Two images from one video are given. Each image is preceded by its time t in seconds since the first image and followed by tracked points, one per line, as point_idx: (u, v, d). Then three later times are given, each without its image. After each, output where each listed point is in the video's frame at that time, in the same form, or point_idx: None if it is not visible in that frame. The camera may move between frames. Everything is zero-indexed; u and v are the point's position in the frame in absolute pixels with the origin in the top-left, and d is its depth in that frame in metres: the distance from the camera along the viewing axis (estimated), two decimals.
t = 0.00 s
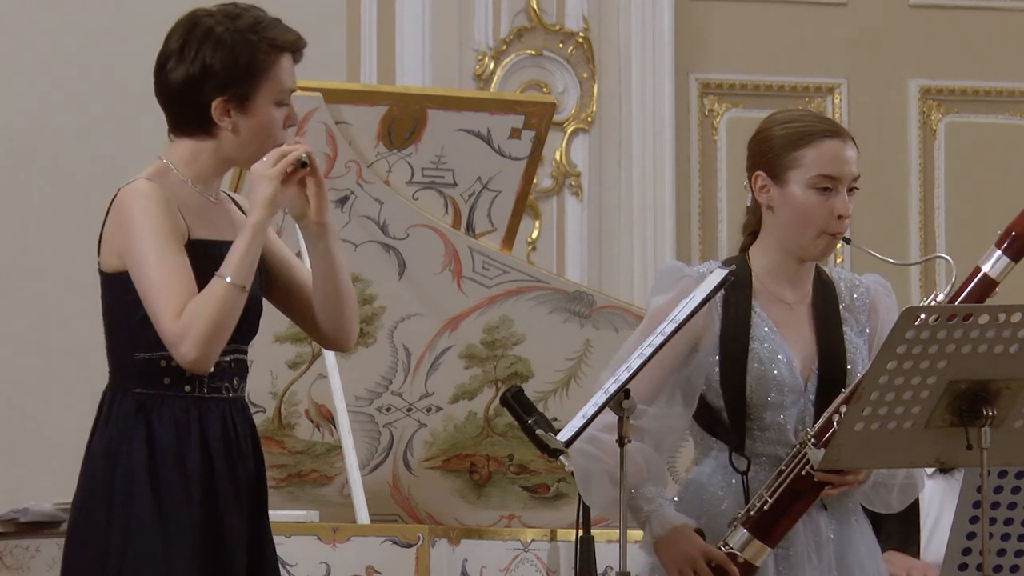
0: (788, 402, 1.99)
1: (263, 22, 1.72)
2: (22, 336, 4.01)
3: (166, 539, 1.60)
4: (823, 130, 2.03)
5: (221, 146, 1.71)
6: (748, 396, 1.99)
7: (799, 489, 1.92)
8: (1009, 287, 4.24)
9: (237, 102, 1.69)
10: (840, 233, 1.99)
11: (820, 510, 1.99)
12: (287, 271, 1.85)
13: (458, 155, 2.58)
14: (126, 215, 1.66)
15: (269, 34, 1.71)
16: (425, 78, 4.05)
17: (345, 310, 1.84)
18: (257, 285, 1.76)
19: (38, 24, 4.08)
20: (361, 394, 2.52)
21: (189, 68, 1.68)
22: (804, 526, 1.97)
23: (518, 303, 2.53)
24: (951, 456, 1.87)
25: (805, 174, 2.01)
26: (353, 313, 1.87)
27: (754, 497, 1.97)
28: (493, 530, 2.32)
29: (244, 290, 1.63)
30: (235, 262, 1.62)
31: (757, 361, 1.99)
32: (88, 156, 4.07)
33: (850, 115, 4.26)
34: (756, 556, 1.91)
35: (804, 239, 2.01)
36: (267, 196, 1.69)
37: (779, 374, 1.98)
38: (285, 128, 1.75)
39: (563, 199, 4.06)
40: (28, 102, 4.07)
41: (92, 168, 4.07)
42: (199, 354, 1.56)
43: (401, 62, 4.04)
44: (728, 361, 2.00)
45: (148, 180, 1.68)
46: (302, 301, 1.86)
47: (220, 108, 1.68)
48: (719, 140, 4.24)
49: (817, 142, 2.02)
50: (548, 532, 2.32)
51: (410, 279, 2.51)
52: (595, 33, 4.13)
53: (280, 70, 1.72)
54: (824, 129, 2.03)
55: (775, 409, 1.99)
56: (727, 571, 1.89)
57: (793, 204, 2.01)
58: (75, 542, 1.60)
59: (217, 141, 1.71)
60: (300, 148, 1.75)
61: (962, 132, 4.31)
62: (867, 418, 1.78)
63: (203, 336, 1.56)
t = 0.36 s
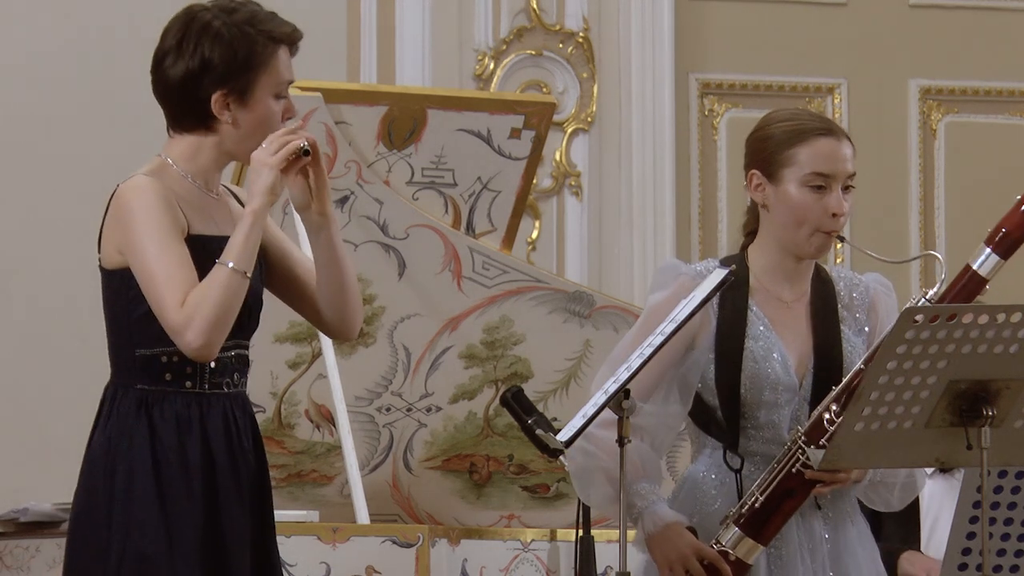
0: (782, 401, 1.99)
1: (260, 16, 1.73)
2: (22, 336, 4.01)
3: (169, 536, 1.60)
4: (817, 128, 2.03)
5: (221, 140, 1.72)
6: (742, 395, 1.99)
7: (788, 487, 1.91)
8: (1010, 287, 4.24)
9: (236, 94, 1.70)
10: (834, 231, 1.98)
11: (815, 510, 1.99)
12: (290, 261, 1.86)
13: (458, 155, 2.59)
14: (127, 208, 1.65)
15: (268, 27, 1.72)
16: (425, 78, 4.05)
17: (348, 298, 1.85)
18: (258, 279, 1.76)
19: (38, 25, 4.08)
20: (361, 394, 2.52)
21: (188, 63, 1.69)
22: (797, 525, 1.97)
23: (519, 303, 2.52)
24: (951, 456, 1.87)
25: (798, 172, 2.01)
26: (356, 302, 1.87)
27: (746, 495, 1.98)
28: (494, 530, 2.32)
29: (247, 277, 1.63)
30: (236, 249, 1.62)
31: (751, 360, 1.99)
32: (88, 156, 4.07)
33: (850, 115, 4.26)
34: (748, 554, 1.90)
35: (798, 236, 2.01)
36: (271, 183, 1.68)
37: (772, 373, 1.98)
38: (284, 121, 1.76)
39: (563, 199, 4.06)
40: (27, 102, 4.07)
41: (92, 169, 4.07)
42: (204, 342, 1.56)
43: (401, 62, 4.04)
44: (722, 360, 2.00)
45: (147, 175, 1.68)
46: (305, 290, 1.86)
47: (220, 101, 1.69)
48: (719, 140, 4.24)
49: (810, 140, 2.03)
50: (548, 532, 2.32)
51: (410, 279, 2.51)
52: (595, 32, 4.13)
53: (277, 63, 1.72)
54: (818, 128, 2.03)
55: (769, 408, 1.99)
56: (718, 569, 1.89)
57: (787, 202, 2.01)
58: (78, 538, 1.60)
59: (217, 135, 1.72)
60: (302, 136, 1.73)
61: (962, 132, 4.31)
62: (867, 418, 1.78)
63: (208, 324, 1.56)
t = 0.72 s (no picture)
0: (782, 398, 1.99)
1: (264, 14, 1.75)
2: (22, 335, 4.01)
3: (165, 536, 1.61)
4: (812, 125, 2.04)
5: (227, 139, 1.74)
6: (742, 392, 2.00)
7: (783, 482, 1.90)
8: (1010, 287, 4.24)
9: (238, 93, 1.71)
10: (831, 226, 1.98)
11: (815, 508, 1.99)
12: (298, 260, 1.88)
13: (458, 155, 2.59)
14: (132, 208, 1.66)
15: (271, 24, 1.74)
16: (425, 78, 4.05)
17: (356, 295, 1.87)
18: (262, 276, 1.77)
19: (38, 25, 4.08)
20: (361, 394, 2.52)
21: (192, 62, 1.72)
22: (797, 524, 1.97)
23: (519, 303, 2.52)
24: (951, 456, 1.87)
25: (794, 168, 2.02)
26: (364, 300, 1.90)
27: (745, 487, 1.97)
28: (494, 530, 2.32)
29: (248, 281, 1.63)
30: (237, 254, 1.62)
31: (750, 357, 1.99)
32: (88, 156, 4.07)
33: (850, 115, 4.26)
34: (746, 550, 1.90)
35: (798, 233, 2.01)
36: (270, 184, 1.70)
37: (772, 369, 1.98)
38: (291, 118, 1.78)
39: (563, 199, 4.06)
40: (27, 102, 4.07)
41: (91, 169, 4.06)
42: (204, 346, 1.57)
43: (401, 62, 4.04)
44: (722, 356, 2.01)
45: (152, 175, 1.69)
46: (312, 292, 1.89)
47: (224, 101, 1.71)
48: (719, 140, 4.24)
49: (806, 136, 2.03)
50: (548, 532, 2.32)
51: (410, 279, 2.51)
52: (595, 32, 4.13)
53: (281, 60, 1.74)
54: (814, 124, 2.04)
55: (769, 405, 1.99)
56: (716, 565, 1.90)
57: (785, 199, 2.01)
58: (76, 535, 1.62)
59: (223, 134, 1.74)
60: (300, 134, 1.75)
61: (962, 132, 4.31)
62: (867, 418, 1.78)
63: (207, 327, 1.57)
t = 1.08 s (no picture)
0: (780, 408, 1.99)
1: (322, 54, 1.72)
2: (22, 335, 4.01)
3: (163, 560, 1.62)
4: (832, 137, 2.02)
5: (265, 173, 1.72)
6: (738, 402, 1.99)
7: (778, 498, 1.91)
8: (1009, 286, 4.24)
9: (284, 131, 1.69)
10: (844, 241, 1.97)
11: (808, 521, 1.99)
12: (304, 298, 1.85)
13: (458, 155, 2.59)
14: (163, 228, 1.66)
15: (327, 67, 1.71)
16: (425, 78, 4.05)
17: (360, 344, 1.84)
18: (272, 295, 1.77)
19: (38, 25, 4.08)
20: (362, 394, 2.51)
21: (241, 94, 1.69)
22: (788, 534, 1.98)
23: (519, 303, 2.53)
24: (951, 456, 1.87)
25: (812, 181, 2.00)
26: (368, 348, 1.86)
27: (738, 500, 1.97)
28: (494, 530, 2.32)
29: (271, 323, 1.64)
30: (264, 296, 1.63)
31: (750, 364, 1.99)
32: (88, 156, 4.07)
33: (850, 115, 4.26)
34: (735, 561, 1.91)
35: (809, 245, 2.00)
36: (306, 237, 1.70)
37: (771, 378, 1.98)
38: (332, 161, 1.73)
39: (563, 199, 4.05)
40: (27, 103, 4.07)
41: (91, 169, 4.06)
42: (216, 385, 1.58)
43: (401, 62, 4.04)
44: (722, 359, 2.01)
45: (187, 198, 1.69)
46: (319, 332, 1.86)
47: (267, 137, 1.69)
48: (719, 140, 4.23)
49: (824, 149, 2.01)
50: (548, 532, 2.32)
51: (410, 279, 2.52)
52: (595, 32, 4.13)
53: (331, 104, 1.71)
54: (833, 137, 2.02)
55: (765, 415, 1.99)
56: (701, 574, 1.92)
57: (799, 211, 2.00)
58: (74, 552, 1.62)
59: (262, 168, 1.72)
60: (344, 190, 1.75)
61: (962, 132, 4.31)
62: (867, 418, 1.78)
63: (223, 367, 1.57)
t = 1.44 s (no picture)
0: (787, 415, 2.01)
1: (332, 44, 1.73)
2: (22, 335, 4.01)
3: (196, 557, 1.62)
4: (856, 149, 2.03)
5: (280, 164, 1.72)
6: (748, 406, 2.01)
7: (791, 508, 1.94)
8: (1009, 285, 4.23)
9: (300, 120, 1.69)
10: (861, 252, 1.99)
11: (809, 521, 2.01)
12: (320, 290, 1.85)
13: (458, 155, 2.59)
14: (193, 222, 1.66)
15: (338, 57, 1.72)
16: (425, 78, 4.05)
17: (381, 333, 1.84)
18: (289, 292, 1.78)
19: (38, 25, 4.08)
20: (361, 394, 2.51)
21: (254, 86, 1.69)
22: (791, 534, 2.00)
23: (519, 303, 2.54)
24: (950, 456, 1.87)
25: (832, 190, 2.01)
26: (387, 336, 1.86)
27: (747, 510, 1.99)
28: (493, 530, 2.32)
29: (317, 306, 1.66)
30: (314, 280, 1.65)
31: (762, 370, 2.01)
32: (89, 156, 4.07)
33: (850, 116, 4.26)
34: (743, 565, 1.93)
35: (825, 254, 2.01)
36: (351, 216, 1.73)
37: (782, 386, 2.00)
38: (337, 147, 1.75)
39: (563, 199, 4.05)
40: (27, 103, 4.07)
41: (91, 169, 4.06)
42: (275, 370, 1.59)
43: (401, 62, 4.05)
44: (731, 363, 2.02)
45: (210, 193, 1.68)
46: (335, 320, 1.87)
47: (284, 128, 1.69)
48: (719, 140, 4.23)
49: (848, 159, 2.02)
50: (548, 532, 2.32)
51: (410, 279, 2.52)
52: (595, 32, 4.13)
53: (342, 94, 1.73)
54: (856, 148, 2.03)
55: (773, 420, 2.01)
56: None
57: (817, 219, 2.01)
58: (104, 550, 1.61)
59: (276, 159, 1.72)
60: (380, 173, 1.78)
61: (962, 132, 4.31)
62: (867, 418, 1.78)
63: (281, 352, 1.59)
